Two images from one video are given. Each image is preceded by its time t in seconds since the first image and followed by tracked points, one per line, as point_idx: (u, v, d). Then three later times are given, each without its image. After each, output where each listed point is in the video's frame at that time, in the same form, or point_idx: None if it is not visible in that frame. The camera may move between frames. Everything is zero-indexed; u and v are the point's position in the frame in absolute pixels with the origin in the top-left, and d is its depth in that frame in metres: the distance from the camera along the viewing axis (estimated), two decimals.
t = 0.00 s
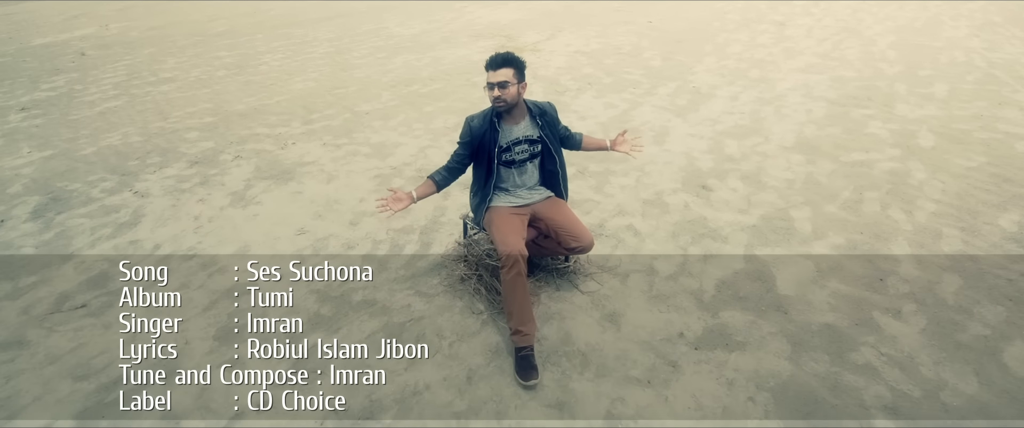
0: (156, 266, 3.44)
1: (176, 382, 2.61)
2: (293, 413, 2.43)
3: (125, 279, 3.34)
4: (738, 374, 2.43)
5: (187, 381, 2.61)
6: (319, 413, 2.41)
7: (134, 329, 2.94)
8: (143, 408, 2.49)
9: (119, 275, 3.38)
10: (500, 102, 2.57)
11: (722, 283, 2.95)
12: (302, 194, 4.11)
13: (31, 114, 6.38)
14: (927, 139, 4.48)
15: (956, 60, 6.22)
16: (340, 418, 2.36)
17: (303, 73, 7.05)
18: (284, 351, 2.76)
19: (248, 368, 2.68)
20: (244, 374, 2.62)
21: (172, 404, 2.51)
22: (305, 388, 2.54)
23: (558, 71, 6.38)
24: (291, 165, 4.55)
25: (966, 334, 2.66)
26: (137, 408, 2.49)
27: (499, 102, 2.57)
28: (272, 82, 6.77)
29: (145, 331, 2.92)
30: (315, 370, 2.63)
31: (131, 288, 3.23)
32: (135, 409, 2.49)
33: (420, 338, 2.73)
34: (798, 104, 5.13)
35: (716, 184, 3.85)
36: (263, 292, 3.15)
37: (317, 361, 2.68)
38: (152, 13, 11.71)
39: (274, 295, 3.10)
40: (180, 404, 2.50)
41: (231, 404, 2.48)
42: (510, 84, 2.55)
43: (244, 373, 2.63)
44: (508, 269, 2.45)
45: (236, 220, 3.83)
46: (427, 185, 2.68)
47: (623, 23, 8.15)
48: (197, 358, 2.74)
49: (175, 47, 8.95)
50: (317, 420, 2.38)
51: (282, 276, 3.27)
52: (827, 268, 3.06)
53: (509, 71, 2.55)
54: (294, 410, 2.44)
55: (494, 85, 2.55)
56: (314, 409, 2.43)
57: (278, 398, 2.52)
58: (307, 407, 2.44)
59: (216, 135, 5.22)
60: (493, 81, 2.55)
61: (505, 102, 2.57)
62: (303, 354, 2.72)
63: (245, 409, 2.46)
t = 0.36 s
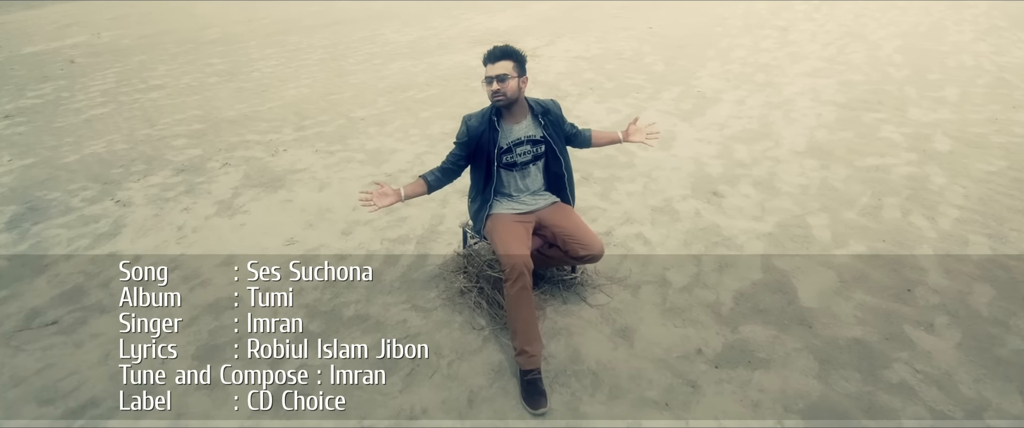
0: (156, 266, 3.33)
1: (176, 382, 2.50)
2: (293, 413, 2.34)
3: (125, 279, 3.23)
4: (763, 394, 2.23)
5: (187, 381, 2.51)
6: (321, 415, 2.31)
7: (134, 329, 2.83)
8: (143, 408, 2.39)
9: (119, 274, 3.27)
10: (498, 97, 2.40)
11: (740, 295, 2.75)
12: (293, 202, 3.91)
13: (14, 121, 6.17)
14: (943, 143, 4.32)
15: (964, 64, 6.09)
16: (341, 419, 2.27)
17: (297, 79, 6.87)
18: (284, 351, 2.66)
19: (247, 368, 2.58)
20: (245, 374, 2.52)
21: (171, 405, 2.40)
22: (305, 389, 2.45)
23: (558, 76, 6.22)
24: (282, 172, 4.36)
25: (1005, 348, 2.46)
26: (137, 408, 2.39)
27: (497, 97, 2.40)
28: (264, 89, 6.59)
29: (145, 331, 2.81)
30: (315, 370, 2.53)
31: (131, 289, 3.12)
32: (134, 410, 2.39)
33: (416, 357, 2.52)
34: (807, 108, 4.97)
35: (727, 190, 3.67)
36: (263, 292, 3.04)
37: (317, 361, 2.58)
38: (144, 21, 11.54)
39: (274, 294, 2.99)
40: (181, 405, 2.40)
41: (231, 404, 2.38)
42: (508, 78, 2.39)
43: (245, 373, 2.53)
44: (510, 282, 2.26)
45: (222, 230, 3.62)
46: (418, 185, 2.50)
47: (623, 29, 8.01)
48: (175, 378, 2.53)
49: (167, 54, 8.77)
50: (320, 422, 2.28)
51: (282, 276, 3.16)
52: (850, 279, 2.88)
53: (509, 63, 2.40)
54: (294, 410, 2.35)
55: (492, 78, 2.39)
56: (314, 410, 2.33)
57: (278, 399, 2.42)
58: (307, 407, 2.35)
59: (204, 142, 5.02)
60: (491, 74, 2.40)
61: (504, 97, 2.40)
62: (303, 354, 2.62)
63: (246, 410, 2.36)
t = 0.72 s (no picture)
0: (156, 266, 3.28)
1: (176, 383, 2.42)
2: (293, 413, 2.26)
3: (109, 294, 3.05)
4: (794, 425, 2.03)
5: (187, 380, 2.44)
6: (322, 415, 2.24)
7: (133, 330, 2.76)
8: (143, 408, 2.31)
9: (102, 290, 3.09)
10: (497, 102, 2.24)
11: (762, 316, 2.56)
12: (282, 218, 3.72)
13: None
14: (959, 155, 4.18)
15: (970, 76, 5.99)
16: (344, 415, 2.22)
17: (290, 93, 6.73)
18: (284, 351, 2.59)
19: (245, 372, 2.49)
20: (245, 373, 2.45)
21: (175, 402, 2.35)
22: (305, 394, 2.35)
23: (557, 89, 6.09)
24: (272, 187, 4.16)
25: None
26: (137, 408, 2.31)
27: (496, 101, 2.24)
28: (257, 103, 6.43)
29: (144, 332, 2.74)
30: (315, 370, 2.46)
31: (130, 289, 3.06)
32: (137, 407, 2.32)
33: (413, 386, 2.31)
34: (815, 120, 4.84)
35: (739, 204, 3.50)
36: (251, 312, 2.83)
37: (317, 361, 2.51)
38: (138, 38, 11.44)
39: (274, 294, 2.93)
40: (182, 405, 2.33)
41: (230, 404, 2.31)
42: (508, 80, 2.22)
43: (245, 373, 2.46)
44: (514, 304, 2.08)
45: (206, 248, 3.41)
46: (411, 191, 2.33)
47: (623, 43, 7.93)
48: (148, 411, 2.32)
49: (158, 70, 8.63)
50: (322, 421, 2.21)
51: (282, 276, 3.12)
52: (878, 298, 2.69)
53: (509, 65, 2.24)
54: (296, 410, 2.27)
55: (491, 81, 2.23)
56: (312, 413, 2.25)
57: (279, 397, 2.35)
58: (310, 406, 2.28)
59: (192, 157, 4.84)
60: (490, 77, 2.24)
61: (503, 101, 2.23)
62: (303, 354, 2.55)
63: (246, 410, 2.28)
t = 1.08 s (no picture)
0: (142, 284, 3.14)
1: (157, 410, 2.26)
2: (292, 414, 2.22)
3: (84, 323, 2.84)
4: None
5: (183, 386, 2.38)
6: (320, 415, 2.19)
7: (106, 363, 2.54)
8: (142, 409, 2.28)
9: (76, 319, 2.88)
10: (503, 114, 2.07)
11: (789, 345, 2.36)
12: (272, 242, 3.52)
13: None
14: (976, 173, 4.04)
15: (976, 95, 5.91)
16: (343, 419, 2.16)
17: (286, 115, 6.60)
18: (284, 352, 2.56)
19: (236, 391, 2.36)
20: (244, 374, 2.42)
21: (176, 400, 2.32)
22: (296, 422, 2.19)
23: (558, 110, 5.98)
24: (263, 210, 3.98)
25: None
26: (137, 408, 2.28)
27: (502, 114, 2.07)
28: (251, 125, 6.30)
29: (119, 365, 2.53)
30: (314, 372, 2.43)
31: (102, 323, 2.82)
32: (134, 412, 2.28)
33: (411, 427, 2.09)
34: (824, 139, 4.72)
35: (754, 225, 3.33)
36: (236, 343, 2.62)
37: (317, 360, 2.49)
38: (134, 62, 11.37)
39: (273, 297, 2.91)
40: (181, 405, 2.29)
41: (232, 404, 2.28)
42: (514, 91, 2.07)
43: (245, 373, 2.43)
44: (522, 333, 1.89)
45: (190, 275, 3.21)
46: (410, 213, 2.16)
47: (623, 65, 7.87)
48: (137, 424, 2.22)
49: (152, 92, 8.51)
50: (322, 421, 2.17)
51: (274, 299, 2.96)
52: (911, 325, 2.50)
53: (515, 75, 2.09)
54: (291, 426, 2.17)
55: (495, 92, 2.07)
56: None
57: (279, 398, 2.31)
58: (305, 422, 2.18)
59: (181, 179, 4.66)
60: (495, 87, 2.08)
61: (509, 114, 2.08)
62: (299, 367, 2.46)
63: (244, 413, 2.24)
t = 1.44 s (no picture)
0: (121, 314, 2.94)
1: None
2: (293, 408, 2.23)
3: (58, 356, 2.64)
4: None
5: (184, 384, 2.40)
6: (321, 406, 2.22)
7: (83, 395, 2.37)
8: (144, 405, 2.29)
9: (49, 352, 2.67)
10: (519, 130, 1.93)
11: (824, 381, 2.16)
12: (264, 270, 3.33)
13: None
14: (998, 197, 3.89)
15: (986, 119, 5.82)
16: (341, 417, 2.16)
17: (283, 139, 6.47)
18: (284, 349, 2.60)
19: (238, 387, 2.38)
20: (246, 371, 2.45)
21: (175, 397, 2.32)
22: None
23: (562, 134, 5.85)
24: (256, 236, 3.80)
25: None
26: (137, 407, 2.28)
27: (518, 130, 1.93)
28: (248, 149, 6.16)
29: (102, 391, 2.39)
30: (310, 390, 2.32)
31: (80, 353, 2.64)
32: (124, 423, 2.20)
33: None
34: (837, 162, 4.58)
35: (774, 251, 3.16)
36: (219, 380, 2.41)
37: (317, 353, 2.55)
38: (132, 88, 11.30)
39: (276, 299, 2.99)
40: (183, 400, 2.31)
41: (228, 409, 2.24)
42: (532, 105, 1.92)
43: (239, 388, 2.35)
44: (537, 372, 1.71)
45: (176, 304, 3.01)
46: (427, 257, 1.99)
47: (625, 90, 7.81)
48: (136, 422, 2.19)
49: (149, 118, 8.40)
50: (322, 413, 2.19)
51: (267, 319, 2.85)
52: (955, 358, 2.30)
53: (529, 88, 1.95)
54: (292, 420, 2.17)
55: (510, 106, 1.92)
56: None
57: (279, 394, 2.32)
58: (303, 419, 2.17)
59: (172, 204, 4.49)
60: (509, 101, 1.93)
61: (527, 131, 1.93)
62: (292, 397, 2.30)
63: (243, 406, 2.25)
